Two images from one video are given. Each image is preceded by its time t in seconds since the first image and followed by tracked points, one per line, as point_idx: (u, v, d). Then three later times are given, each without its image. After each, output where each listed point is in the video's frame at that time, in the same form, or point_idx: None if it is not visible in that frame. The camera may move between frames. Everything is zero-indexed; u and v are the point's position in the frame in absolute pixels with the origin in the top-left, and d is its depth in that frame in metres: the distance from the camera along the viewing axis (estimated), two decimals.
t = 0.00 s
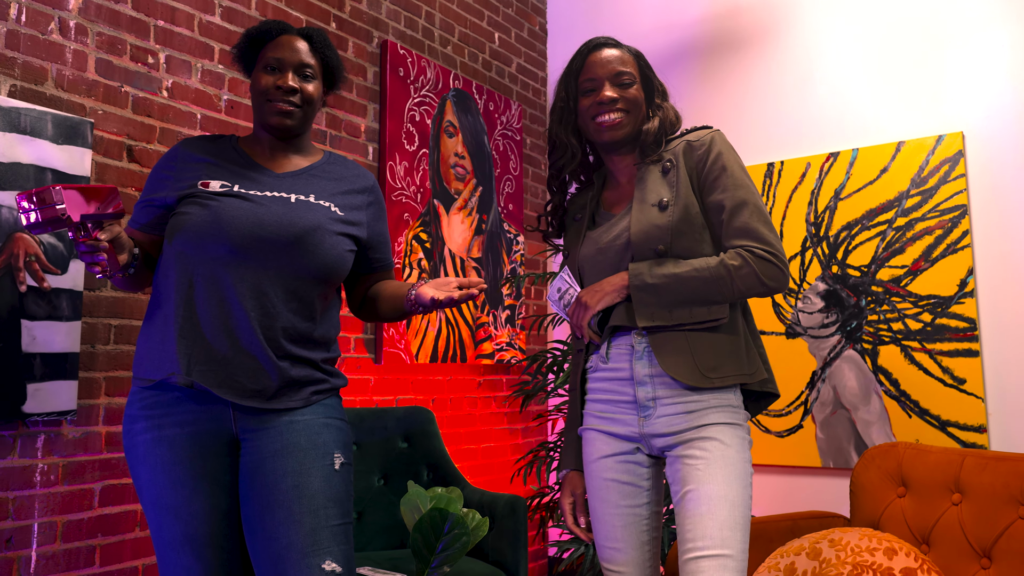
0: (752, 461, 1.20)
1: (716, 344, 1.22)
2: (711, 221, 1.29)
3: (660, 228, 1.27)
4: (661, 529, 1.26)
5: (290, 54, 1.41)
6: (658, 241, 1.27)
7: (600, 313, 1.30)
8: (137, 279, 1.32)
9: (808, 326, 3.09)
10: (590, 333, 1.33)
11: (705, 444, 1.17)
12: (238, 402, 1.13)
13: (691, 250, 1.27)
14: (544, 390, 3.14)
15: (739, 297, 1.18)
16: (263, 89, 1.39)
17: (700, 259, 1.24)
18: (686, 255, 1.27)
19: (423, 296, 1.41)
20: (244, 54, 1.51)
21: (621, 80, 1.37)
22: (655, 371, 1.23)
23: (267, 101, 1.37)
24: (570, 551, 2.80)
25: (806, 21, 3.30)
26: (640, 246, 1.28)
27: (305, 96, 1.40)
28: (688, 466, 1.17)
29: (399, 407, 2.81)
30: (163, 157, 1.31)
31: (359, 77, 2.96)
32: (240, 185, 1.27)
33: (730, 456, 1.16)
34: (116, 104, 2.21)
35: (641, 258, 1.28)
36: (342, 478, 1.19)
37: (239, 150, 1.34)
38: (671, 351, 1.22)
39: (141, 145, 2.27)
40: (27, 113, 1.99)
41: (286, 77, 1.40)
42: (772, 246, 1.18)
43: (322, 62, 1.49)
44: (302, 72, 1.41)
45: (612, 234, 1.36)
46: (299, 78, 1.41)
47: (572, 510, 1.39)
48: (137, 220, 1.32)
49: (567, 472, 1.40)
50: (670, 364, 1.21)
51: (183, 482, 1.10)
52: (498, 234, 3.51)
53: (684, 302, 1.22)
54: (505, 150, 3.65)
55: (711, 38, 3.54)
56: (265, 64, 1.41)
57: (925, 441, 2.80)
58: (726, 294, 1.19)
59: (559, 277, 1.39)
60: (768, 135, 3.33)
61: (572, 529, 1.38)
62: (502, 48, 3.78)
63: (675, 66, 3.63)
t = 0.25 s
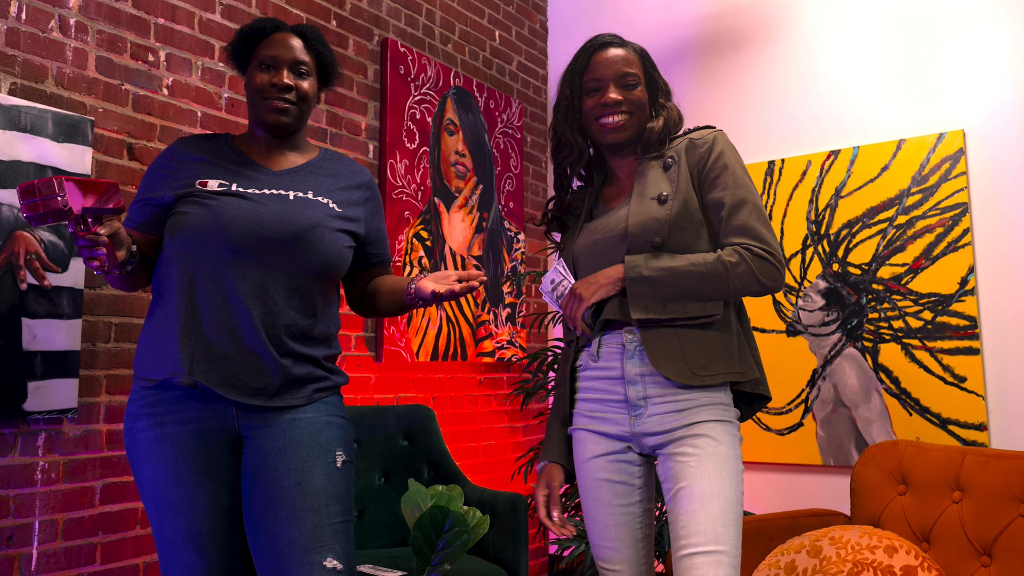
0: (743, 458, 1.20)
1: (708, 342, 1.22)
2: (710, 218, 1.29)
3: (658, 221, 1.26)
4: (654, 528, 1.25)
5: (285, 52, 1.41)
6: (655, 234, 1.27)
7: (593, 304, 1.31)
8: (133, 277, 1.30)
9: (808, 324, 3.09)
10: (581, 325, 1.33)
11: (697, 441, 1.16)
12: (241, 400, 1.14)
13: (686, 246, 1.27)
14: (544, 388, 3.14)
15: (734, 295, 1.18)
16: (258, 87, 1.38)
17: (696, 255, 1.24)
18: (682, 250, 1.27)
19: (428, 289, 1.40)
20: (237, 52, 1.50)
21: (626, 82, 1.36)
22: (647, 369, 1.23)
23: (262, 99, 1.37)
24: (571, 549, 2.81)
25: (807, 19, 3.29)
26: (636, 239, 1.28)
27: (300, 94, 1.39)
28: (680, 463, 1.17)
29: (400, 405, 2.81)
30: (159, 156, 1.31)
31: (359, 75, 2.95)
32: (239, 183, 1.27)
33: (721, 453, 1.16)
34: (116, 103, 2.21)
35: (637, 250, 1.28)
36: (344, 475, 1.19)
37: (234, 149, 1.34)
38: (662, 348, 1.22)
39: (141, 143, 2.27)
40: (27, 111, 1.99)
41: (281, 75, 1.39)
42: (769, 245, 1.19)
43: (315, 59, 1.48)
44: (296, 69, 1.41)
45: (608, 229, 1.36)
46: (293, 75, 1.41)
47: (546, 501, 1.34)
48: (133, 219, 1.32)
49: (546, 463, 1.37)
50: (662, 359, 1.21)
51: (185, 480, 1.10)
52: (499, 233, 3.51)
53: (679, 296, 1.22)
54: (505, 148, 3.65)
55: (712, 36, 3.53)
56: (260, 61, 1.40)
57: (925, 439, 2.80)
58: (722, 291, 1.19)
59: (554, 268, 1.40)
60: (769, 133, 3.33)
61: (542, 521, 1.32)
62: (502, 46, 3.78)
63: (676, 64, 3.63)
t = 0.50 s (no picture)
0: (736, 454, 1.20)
1: (699, 342, 1.22)
2: (704, 216, 1.28)
3: (652, 219, 1.26)
4: (650, 523, 1.25)
5: (274, 45, 1.38)
6: (648, 232, 1.27)
7: (585, 301, 1.31)
8: (137, 280, 1.27)
9: (809, 321, 3.09)
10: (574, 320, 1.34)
11: (688, 440, 1.16)
12: (254, 395, 1.14)
13: (679, 244, 1.27)
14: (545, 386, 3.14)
15: (724, 295, 1.18)
16: (249, 83, 1.36)
17: (688, 254, 1.24)
18: (675, 248, 1.26)
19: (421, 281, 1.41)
20: (226, 48, 1.48)
21: (629, 77, 1.36)
22: (638, 368, 1.23)
23: (255, 96, 1.35)
24: (572, 546, 2.81)
25: (808, 16, 3.29)
26: (630, 236, 1.28)
27: (292, 88, 1.38)
28: (672, 461, 1.17)
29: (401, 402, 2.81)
30: (155, 156, 1.29)
31: (359, 72, 2.95)
32: (237, 180, 1.26)
33: (713, 450, 1.16)
34: (116, 100, 2.21)
35: (630, 248, 1.28)
36: (354, 467, 1.19)
37: (229, 146, 1.33)
38: (653, 347, 1.22)
39: (141, 141, 2.27)
40: (27, 108, 1.99)
41: (273, 69, 1.37)
42: (762, 245, 1.18)
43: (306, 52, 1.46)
44: (287, 62, 1.39)
45: (602, 225, 1.36)
46: (284, 69, 1.38)
47: (536, 491, 1.35)
48: (134, 222, 1.30)
49: (538, 453, 1.38)
50: (652, 358, 1.21)
51: (196, 476, 1.09)
52: (499, 230, 3.51)
53: (670, 296, 1.22)
54: (506, 145, 3.65)
55: (712, 33, 3.53)
56: (249, 57, 1.38)
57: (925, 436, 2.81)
58: (713, 291, 1.19)
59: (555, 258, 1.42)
60: (770, 130, 3.33)
61: (532, 510, 1.32)
62: (503, 43, 3.77)
63: (676, 62, 3.63)
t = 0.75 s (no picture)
0: (732, 453, 1.19)
1: (692, 344, 1.21)
2: (698, 216, 1.27)
3: (644, 220, 1.26)
4: (650, 521, 1.25)
5: (281, 42, 1.31)
6: (641, 233, 1.26)
7: (579, 301, 1.31)
8: (162, 284, 1.22)
9: (809, 320, 3.09)
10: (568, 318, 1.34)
11: (682, 440, 1.16)
12: (279, 394, 1.09)
13: (673, 245, 1.26)
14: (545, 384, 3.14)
15: (716, 297, 1.18)
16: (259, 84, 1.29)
17: (681, 255, 1.23)
18: (668, 248, 1.26)
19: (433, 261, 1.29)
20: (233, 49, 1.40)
21: (628, 73, 1.36)
22: (631, 369, 1.23)
23: (266, 96, 1.28)
24: (572, 544, 2.81)
25: (808, 14, 3.29)
26: (623, 237, 1.28)
27: (303, 84, 1.30)
28: (667, 461, 1.16)
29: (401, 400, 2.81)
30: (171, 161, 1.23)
31: (359, 70, 2.95)
32: (250, 177, 1.19)
33: (707, 449, 1.15)
34: (116, 98, 2.21)
35: (623, 249, 1.28)
36: (375, 474, 1.13)
37: (244, 145, 1.27)
38: (645, 350, 1.21)
39: (141, 139, 2.27)
40: (27, 107, 1.99)
41: (282, 66, 1.29)
42: (755, 247, 1.17)
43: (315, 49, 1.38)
44: (296, 59, 1.31)
45: (597, 225, 1.36)
46: (294, 66, 1.30)
47: (543, 489, 1.35)
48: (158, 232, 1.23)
49: (546, 452, 1.38)
50: (644, 361, 1.20)
51: (220, 476, 1.05)
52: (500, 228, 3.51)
53: (662, 298, 1.21)
54: (506, 143, 3.64)
55: (712, 32, 3.53)
56: (259, 56, 1.30)
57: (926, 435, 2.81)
58: (704, 293, 1.18)
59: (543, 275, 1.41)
60: (770, 127, 3.32)
61: (541, 508, 1.32)
62: (503, 41, 3.77)
63: (676, 60, 3.63)
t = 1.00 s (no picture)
0: (728, 452, 1.18)
1: (681, 345, 1.20)
2: (690, 216, 1.26)
3: (635, 221, 1.26)
4: (649, 519, 1.25)
5: (329, 36, 1.29)
6: (632, 234, 1.26)
7: (573, 302, 1.32)
8: (207, 277, 1.23)
9: (809, 319, 3.09)
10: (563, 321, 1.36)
11: (677, 440, 1.16)
12: (320, 393, 1.08)
13: (665, 246, 1.25)
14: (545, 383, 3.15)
15: (705, 298, 1.17)
16: (307, 79, 1.28)
17: (671, 256, 1.23)
18: (660, 249, 1.25)
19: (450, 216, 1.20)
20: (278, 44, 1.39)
21: (624, 74, 1.36)
22: (624, 371, 1.23)
23: (316, 89, 1.27)
24: (573, 543, 2.81)
25: (809, 13, 3.29)
26: (614, 238, 1.28)
27: (351, 78, 1.29)
28: (663, 462, 1.16)
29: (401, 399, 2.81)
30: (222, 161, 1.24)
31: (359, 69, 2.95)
32: (297, 174, 1.20)
33: (702, 449, 1.15)
34: (117, 97, 2.21)
35: (615, 251, 1.28)
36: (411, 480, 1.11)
37: (294, 142, 1.27)
38: (635, 351, 1.22)
39: (141, 138, 2.27)
40: (28, 106, 1.99)
41: (329, 60, 1.28)
42: (744, 247, 1.15)
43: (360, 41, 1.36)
44: (343, 52, 1.29)
45: (591, 226, 1.36)
46: (341, 60, 1.29)
47: (546, 488, 1.35)
48: (210, 228, 1.25)
49: (549, 450, 1.37)
50: (635, 363, 1.21)
51: (257, 476, 1.06)
52: (500, 227, 3.51)
53: (652, 299, 1.21)
54: (506, 142, 3.64)
55: (712, 30, 3.53)
56: (306, 51, 1.29)
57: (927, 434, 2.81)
58: (693, 294, 1.17)
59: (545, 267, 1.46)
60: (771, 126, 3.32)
61: (542, 505, 1.32)
62: (503, 40, 3.77)
63: (676, 59, 3.62)
